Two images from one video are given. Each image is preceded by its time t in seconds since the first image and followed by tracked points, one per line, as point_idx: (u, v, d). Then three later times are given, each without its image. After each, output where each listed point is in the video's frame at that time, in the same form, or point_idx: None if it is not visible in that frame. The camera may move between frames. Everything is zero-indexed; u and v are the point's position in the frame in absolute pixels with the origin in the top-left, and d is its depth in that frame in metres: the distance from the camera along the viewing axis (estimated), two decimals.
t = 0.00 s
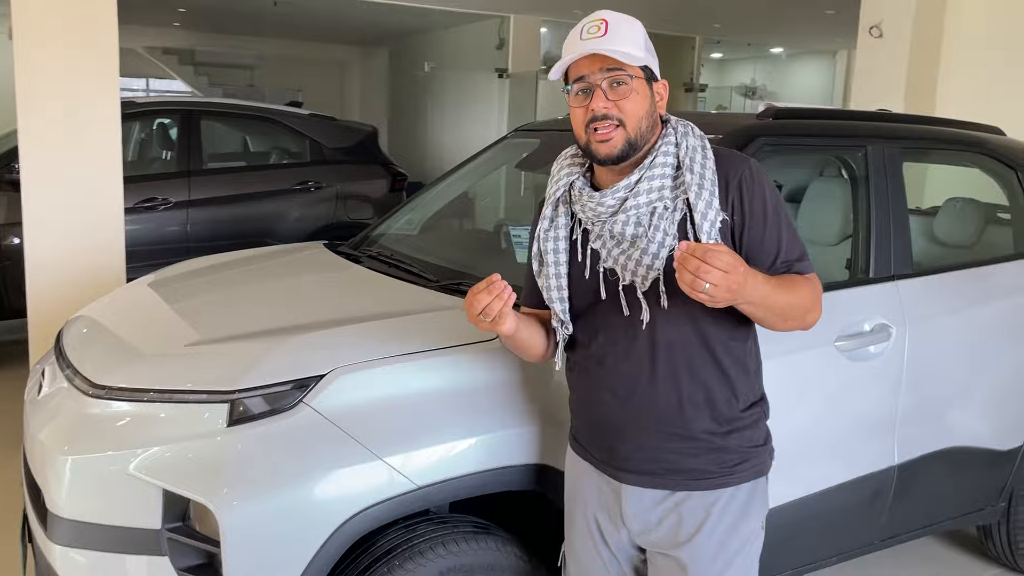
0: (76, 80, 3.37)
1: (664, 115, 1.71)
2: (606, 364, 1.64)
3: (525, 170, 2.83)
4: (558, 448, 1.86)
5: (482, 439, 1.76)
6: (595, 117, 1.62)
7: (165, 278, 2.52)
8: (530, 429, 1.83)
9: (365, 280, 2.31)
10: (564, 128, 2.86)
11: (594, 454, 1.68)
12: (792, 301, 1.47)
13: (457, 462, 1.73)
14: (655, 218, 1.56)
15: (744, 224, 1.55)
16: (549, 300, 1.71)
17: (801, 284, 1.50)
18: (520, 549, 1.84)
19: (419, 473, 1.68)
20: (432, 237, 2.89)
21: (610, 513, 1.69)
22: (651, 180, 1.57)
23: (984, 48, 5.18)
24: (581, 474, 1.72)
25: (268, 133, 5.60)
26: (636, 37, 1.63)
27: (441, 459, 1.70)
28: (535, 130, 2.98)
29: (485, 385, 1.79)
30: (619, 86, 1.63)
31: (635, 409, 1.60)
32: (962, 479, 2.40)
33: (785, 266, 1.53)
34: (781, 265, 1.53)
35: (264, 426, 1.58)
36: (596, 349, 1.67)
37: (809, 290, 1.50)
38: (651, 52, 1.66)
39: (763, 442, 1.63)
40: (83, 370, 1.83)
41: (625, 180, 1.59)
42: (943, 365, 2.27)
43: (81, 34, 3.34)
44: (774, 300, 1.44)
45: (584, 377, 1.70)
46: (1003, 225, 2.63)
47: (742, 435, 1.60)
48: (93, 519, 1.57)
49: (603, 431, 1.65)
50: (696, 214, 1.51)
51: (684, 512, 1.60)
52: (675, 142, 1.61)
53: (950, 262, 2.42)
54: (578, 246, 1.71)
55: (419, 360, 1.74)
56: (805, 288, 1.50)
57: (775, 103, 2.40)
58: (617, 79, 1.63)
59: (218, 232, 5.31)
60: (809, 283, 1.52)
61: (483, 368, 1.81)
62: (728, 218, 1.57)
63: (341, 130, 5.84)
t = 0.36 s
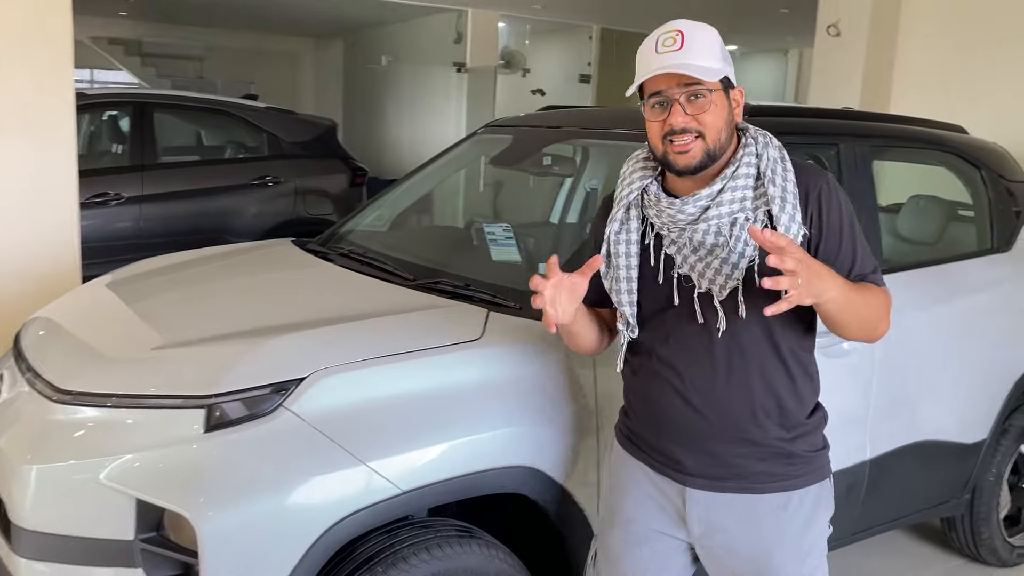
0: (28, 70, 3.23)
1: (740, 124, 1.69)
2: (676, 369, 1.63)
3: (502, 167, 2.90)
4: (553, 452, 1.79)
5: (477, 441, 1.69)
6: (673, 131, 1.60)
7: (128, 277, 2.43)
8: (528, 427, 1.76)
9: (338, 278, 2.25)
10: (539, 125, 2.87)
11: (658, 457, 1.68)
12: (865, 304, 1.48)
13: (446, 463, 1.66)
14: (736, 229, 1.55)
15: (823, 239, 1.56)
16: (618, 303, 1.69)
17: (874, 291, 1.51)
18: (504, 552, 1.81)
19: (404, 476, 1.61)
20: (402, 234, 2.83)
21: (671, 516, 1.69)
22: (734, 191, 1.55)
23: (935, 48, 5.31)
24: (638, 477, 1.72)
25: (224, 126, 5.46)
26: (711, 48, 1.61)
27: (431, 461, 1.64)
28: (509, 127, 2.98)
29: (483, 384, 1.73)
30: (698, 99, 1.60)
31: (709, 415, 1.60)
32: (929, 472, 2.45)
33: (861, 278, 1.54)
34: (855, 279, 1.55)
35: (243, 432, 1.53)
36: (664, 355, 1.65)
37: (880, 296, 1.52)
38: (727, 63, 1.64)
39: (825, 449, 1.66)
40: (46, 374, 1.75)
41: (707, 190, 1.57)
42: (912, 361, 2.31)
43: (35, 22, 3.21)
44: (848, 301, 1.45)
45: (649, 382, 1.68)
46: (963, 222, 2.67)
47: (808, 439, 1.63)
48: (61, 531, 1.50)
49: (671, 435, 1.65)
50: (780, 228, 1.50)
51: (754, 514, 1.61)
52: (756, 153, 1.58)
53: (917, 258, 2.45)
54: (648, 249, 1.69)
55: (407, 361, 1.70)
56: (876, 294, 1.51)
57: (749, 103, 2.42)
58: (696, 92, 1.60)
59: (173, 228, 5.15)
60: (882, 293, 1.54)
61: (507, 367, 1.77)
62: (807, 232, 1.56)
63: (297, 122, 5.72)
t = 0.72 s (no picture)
0: None
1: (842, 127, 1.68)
2: (756, 362, 1.64)
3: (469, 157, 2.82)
4: (534, 449, 1.74)
5: (461, 437, 1.64)
6: (774, 126, 1.60)
7: (81, 272, 2.31)
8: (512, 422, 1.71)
9: (304, 271, 2.15)
10: (507, 115, 2.82)
11: (732, 449, 1.69)
12: (950, 321, 1.46)
13: (425, 463, 1.60)
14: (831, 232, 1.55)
15: (919, 248, 1.55)
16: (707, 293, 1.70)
17: (960, 302, 1.49)
18: (480, 552, 1.76)
19: (382, 476, 1.55)
20: (368, 225, 2.74)
21: (738, 504, 1.71)
22: (833, 193, 1.54)
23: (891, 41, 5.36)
24: (707, 466, 1.74)
25: (175, 115, 5.29)
26: (819, 48, 1.61)
27: (406, 461, 1.58)
28: (476, 117, 2.93)
29: (461, 380, 1.67)
30: (802, 96, 1.60)
31: (787, 408, 1.61)
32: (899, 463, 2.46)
33: (952, 288, 1.52)
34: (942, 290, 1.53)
35: (210, 434, 1.45)
36: (744, 350, 1.66)
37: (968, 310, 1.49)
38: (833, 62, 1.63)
39: (900, 445, 1.66)
40: None
41: (805, 189, 1.56)
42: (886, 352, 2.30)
43: None
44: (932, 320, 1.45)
45: (727, 374, 1.69)
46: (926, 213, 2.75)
47: (885, 436, 1.63)
48: (17, 539, 1.42)
49: (746, 428, 1.66)
50: (877, 235, 1.51)
51: (824, 506, 1.63)
52: (857, 155, 1.57)
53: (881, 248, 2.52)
54: (740, 242, 1.70)
55: (388, 356, 1.63)
56: (962, 307, 1.49)
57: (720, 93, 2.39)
58: (800, 89, 1.60)
59: (123, 221, 4.96)
60: (970, 304, 1.51)
61: (545, 355, 1.79)
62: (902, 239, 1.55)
63: (250, 111, 5.58)
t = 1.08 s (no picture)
0: None
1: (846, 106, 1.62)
2: (757, 344, 1.66)
3: (434, 147, 2.74)
4: (511, 446, 1.69)
5: (438, 435, 1.58)
6: (755, 123, 1.61)
7: (29, 264, 2.19)
8: (483, 421, 1.65)
9: (268, 263, 2.07)
10: (475, 103, 2.75)
11: (735, 431, 1.73)
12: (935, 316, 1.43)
13: (396, 466, 1.54)
14: (831, 215, 1.54)
15: (925, 237, 1.51)
16: (714, 271, 1.73)
17: (961, 295, 1.46)
18: (456, 555, 1.71)
19: (355, 479, 1.49)
20: (331, 215, 2.65)
21: (740, 485, 1.75)
22: (835, 178, 1.53)
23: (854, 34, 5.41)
24: (716, 447, 1.79)
25: (126, 101, 5.10)
26: (797, 39, 1.57)
27: (374, 463, 1.51)
28: (443, 104, 2.86)
29: (435, 378, 1.61)
30: (779, 91, 1.57)
31: (784, 392, 1.63)
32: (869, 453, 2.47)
33: (957, 279, 1.49)
34: (947, 279, 1.50)
35: (172, 437, 1.37)
36: (748, 333, 1.69)
37: (965, 309, 1.45)
38: (818, 48, 1.57)
39: (905, 435, 1.66)
40: None
41: (807, 173, 1.56)
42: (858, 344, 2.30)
43: None
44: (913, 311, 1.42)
45: (732, 355, 1.73)
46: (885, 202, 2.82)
47: (887, 426, 1.63)
48: None
49: (748, 410, 1.70)
50: (878, 220, 1.48)
51: (822, 491, 1.64)
52: (866, 141, 1.55)
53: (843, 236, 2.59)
54: (750, 225, 1.71)
55: (364, 352, 1.57)
56: (962, 301, 1.45)
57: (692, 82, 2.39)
58: (775, 85, 1.57)
59: (72, 211, 4.76)
60: (975, 297, 1.47)
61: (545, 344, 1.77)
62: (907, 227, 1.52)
63: (205, 98, 5.41)
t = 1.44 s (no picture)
0: None
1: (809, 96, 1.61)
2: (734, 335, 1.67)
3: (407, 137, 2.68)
4: (491, 447, 1.64)
5: (425, 438, 1.54)
6: (728, 115, 1.58)
7: None
8: (471, 424, 1.61)
9: (237, 258, 1.98)
10: (447, 92, 2.69)
11: (720, 423, 1.74)
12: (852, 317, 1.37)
13: (369, 471, 1.47)
14: (784, 208, 1.53)
15: (875, 224, 1.45)
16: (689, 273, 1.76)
17: (899, 289, 1.38)
18: (438, 559, 1.66)
19: (335, 485, 1.43)
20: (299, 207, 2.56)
21: (723, 475, 1.75)
22: (785, 171, 1.52)
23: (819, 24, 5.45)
24: (706, 438, 1.80)
25: (77, 86, 4.94)
26: (763, 29, 1.55)
27: (353, 470, 1.45)
28: (415, 94, 2.77)
29: (424, 377, 1.57)
30: (750, 82, 1.55)
31: (757, 383, 1.63)
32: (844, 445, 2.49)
33: (901, 268, 1.40)
34: (892, 267, 1.42)
35: (144, 447, 1.29)
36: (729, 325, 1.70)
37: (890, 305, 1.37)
38: (784, 38, 1.56)
39: (883, 433, 1.60)
40: None
41: (761, 169, 1.56)
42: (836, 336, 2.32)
43: None
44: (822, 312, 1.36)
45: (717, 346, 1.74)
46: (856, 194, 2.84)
47: (863, 422, 1.58)
48: None
49: (728, 402, 1.70)
50: (822, 208, 1.44)
51: (796, 485, 1.62)
52: (819, 132, 1.52)
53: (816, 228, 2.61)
54: (724, 224, 1.73)
55: (349, 352, 1.51)
56: (895, 295, 1.37)
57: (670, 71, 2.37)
58: (747, 75, 1.55)
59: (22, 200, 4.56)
60: (919, 290, 1.38)
61: (528, 340, 1.73)
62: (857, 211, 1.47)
63: (162, 84, 5.24)
